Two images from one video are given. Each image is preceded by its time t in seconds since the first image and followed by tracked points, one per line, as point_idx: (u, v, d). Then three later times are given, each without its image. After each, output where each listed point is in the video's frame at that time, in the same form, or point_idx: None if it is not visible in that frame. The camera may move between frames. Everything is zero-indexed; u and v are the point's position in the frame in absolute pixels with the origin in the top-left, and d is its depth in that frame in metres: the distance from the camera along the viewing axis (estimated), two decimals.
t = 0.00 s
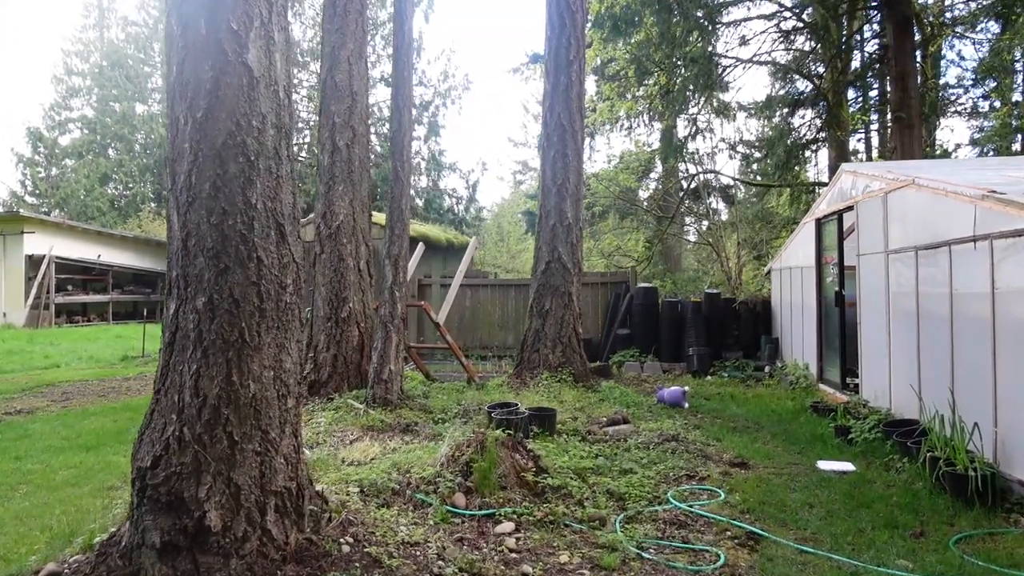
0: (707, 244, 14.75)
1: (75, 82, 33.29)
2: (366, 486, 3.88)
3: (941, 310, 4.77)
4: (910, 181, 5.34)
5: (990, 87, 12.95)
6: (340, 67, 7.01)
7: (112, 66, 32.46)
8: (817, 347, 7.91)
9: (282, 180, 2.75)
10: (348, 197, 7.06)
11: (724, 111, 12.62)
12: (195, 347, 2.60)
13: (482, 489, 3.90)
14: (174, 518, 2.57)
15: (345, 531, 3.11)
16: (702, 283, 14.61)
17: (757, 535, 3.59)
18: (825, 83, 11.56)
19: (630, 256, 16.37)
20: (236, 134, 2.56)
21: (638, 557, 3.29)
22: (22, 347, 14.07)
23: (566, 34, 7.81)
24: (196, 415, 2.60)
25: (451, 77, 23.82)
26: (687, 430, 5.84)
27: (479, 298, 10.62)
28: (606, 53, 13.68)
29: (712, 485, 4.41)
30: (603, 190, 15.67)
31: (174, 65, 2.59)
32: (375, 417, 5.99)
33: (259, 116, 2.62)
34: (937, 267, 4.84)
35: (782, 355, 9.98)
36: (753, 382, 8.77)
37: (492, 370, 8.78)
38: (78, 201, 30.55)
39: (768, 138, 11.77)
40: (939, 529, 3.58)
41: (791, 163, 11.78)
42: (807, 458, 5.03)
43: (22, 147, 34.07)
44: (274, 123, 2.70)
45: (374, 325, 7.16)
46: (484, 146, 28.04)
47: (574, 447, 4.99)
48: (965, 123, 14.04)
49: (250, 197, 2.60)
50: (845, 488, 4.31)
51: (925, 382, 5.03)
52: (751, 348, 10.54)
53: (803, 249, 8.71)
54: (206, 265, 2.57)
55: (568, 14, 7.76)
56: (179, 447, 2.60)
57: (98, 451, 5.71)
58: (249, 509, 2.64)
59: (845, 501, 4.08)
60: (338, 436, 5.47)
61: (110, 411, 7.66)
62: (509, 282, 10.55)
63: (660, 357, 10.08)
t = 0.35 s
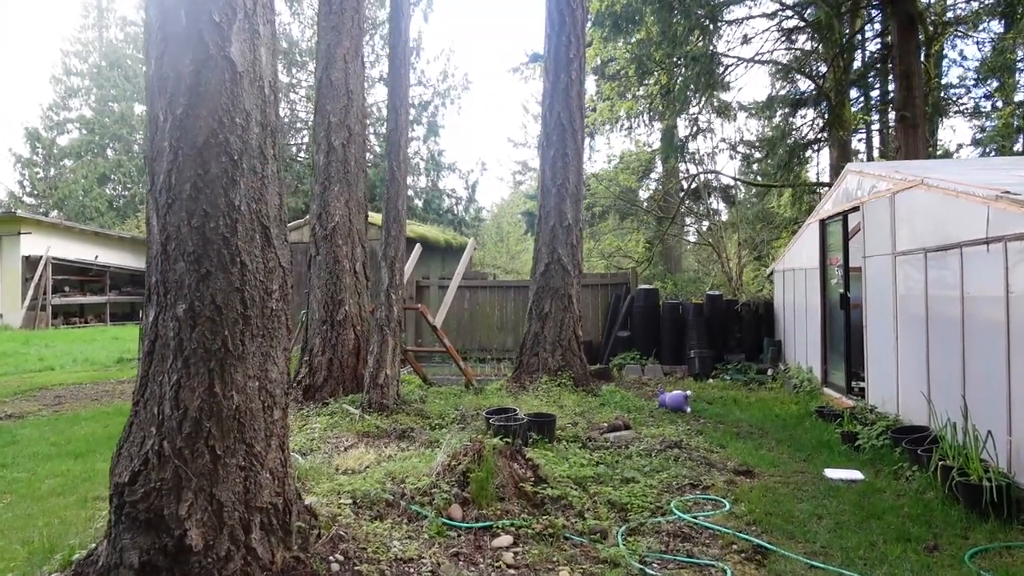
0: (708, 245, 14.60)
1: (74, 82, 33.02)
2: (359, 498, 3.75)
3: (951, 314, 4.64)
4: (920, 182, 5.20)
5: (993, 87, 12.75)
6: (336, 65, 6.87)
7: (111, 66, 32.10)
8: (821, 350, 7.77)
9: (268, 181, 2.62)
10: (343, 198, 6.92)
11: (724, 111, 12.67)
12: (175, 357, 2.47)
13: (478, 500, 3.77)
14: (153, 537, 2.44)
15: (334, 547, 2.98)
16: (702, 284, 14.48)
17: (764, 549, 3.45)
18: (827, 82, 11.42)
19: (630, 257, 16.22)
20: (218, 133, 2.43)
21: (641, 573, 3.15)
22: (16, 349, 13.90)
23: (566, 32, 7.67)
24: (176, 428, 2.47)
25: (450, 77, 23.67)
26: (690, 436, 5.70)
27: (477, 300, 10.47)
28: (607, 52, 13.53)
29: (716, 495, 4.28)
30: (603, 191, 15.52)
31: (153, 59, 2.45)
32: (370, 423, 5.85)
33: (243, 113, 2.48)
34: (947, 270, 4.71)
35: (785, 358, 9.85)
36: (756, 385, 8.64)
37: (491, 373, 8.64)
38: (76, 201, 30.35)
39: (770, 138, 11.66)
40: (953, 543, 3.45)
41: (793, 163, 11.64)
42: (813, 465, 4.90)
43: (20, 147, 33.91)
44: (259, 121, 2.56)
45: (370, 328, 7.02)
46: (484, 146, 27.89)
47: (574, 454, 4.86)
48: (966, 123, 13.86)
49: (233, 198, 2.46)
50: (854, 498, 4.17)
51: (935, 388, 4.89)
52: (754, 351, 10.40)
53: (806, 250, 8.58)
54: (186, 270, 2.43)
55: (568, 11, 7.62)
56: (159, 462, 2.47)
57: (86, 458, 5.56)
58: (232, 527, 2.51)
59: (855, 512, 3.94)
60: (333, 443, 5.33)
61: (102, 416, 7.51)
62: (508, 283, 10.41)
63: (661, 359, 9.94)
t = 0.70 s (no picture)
0: (707, 245, 14.50)
1: (71, 81, 32.79)
2: (351, 503, 3.65)
3: (957, 314, 4.55)
4: (924, 179, 5.11)
5: (994, 86, 12.59)
6: (331, 62, 6.78)
7: (108, 65, 31.91)
8: (823, 351, 7.68)
9: (251, 176, 2.51)
10: (338, 196, 6.82)
11: (724, 111, 12.85)
12: (155, 359, 2.36)
13: (474, 505, 3.67)
14: (132, 546, 2.33)
15: (323, 555, 2.88)
16: (702, 285, 14.38)
17: (768, 556, 3.35)
18: (827, 81, 11.33)
19: (629, 257, 16.12)
20: (200, 125, 2.32)
21: None
22: (11, 349, 13.75)
23: (564, 29, 7.57)
24: (156, 433, 2.36)
25: (448, 76, 23.58)
26: (690, 438, 5.61)
27: (475, 300, 10.38)
28: (606, 51, 13.43)
29: (717, 499, 4.18)
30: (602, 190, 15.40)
31: (133, 48, 2.35)
32: (365, 424, 5.75)
33: (226, 104, 2.38)
34: (953, 269, 4.62)
35: (785, 358, 9.77)
36: (756, 386, 8.56)
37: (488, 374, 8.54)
38: (73, 200, 30.18)
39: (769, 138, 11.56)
40: (961, 549, 3.36)
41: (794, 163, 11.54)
42: (816, 468, 4.81)
43: (17, 147, 33.78)
44: (243, 113, 2.46)
45: (365, 329, 6.93)
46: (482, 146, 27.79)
47: (572, 457, 4.77)
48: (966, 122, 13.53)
49: (216, 192, 2.36)
50: (859, 502, 4.07)
51: (940, 389, 4.80)
52: (754, 352, 10.31)
53: (807, 250, 8.50)
54: (166, 268, 2.33)
55: (566, 8, 7.52)
56: (139, 468, 2.36)
57: (76, 460, 5.45)
58: (215, 536, 2.40)
59: (860, 517, 3.85)
60: (327, 446, 5.22)
61: (94, 418, 7.39)
62: (506, 283, 10.33)
63: (660, 360, 9.85)
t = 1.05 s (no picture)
0: (704, 245, 14.45)
1: (66, 82, 32.58)
2: (339, 508, 3.59)
3: (953, 314, 4.51)
4: (920, 178, 5.07)
5: (990, 85, 12.50)
6: (323, 61, 6.71)
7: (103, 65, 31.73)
8: (819, 352, 7.63)
9: (233, 174, 2.45)
10: (331, 196, 6.74)
11: (721, 110, 13.19)
12: (132, 362, 2.30)
13: (464, 509, 3.61)
14: (109, 554, 2.27)
15: (308, 562, 2.82)
16: (699, 285, 14.32)
17: (762, 560, 3.29)
18: (823, 81, 11.29)
19: (626, 257, 16.06)
20: (179, 121, 2.26)
21: None
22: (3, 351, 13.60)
23: (558, 27, 7.51)
24: (134, 437, 2.30)
25: (444, 77, 23.53)
26: (685, 440, 5.55)
27: (471, 302, 10.30)
28: (602, 50, 13.36)
29: (712, 502, 4.13)
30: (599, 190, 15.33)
31: (110, 42, 2.29)
32: (357, 427, 5.68)
33: (205, 100, 2.32)
34: (950, 269, 4.57)
35: (781, 359, 9.73)
36: (752, 387, 8.51)
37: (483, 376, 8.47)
38: (68, 201, 29.98)
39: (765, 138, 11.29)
40: (959, 552, 3.30)
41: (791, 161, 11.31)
42: (812, 470, 4.76)
43: (13, 149, 33.60)
44: (223, 109, 2.40)
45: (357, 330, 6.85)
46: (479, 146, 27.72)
47: (565, 460, 4.71)
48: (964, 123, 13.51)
49: (195, 191, 2.30)
50: (855, 505, 4.01)
51: (937, 390, 4.75)
52: (751, 352, 10.25)
53: (803, 250, 8.46)
54: (144, 268, 2.27)
55: (561, 7, 7.46)
56: (116, 474, 2.30)
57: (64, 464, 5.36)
58: (195, 543, 2.34)
59: (856, 520, 3.79)
60: (317, 448, 5.14)
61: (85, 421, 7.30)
62: (501, 285, 10.24)
63: (656, 361, 9.80)
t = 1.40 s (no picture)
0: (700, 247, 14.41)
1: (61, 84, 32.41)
2: (322, 515, 3.53)
3: (944, 316, 4.48)
4: (911, 180, 5.04)
5: (984, 87, 12.51)
6: (313, 62, 6.62)
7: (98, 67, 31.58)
8: (812, 354, 7.60)
9: (207, 177, 2.41)
10: (322, 199, 6.69)
11: (717, 110, 12.88)
12: (104, 369, 2.26)
13: (449, 515, 3.55)
14: (80, 564, 2.23)
15: (286, 571, 2.77)
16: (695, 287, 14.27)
17: (749, 567, 3.25)
18: (817, 82, 11.27)
19: (622, 259, 16.01)
20: (151, 124, 2.23)
21: None
22: None
23: (550, 28, 7.47)
24: (106, 446, 2.26)
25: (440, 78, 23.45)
26: (677, 443, 5.52)
27: (465, 304, 10.21)
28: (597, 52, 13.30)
29: (701, 506, 4.09)
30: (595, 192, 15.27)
31: (79, 44, 2.25)
32: (347, 430, 5.59)
33: (178, 102, 2.28)
34: (941, 271, 4.54)
35: (776, 361, 9.70)
36: (746, 389, 8.48)
37: (476, 379, 8.43)
38: (63, 203, 29.80)
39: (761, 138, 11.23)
40: (948, 558, 3.27)
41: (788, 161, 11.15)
42: (803, 474, 4.73)
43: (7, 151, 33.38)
44: (197, 111, 2.36)
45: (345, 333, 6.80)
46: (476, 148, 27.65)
47: (554, 464, 4.67)
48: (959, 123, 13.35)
49: (167, 194, 2.26)
50: (845, 510, 3.98)
51: (929, 392, 4.72)
52: (744, 354, 10.26)
53: (797, 251, 8.43)
54: (115, 273, 2.23)
55: (552, 8, 7.42)
56: (87, 482, 2.26)
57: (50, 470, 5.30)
58: (168, 552, 2.29)
59: (845, 525, 3.76)
60: (306, 453, 5.05)
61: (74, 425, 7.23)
62: (495, 287, 10.13)
63: (651, 363, 9.76)
